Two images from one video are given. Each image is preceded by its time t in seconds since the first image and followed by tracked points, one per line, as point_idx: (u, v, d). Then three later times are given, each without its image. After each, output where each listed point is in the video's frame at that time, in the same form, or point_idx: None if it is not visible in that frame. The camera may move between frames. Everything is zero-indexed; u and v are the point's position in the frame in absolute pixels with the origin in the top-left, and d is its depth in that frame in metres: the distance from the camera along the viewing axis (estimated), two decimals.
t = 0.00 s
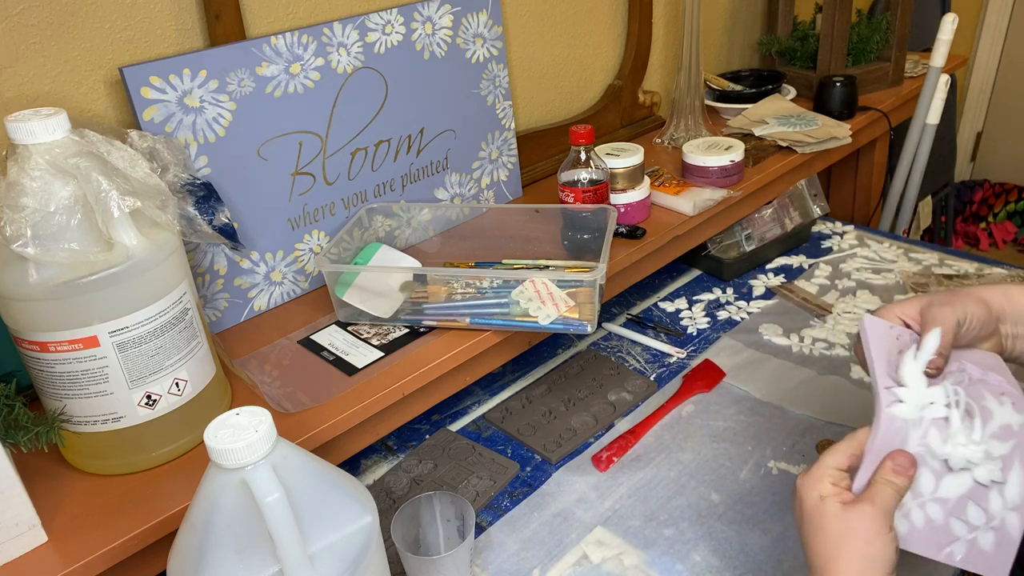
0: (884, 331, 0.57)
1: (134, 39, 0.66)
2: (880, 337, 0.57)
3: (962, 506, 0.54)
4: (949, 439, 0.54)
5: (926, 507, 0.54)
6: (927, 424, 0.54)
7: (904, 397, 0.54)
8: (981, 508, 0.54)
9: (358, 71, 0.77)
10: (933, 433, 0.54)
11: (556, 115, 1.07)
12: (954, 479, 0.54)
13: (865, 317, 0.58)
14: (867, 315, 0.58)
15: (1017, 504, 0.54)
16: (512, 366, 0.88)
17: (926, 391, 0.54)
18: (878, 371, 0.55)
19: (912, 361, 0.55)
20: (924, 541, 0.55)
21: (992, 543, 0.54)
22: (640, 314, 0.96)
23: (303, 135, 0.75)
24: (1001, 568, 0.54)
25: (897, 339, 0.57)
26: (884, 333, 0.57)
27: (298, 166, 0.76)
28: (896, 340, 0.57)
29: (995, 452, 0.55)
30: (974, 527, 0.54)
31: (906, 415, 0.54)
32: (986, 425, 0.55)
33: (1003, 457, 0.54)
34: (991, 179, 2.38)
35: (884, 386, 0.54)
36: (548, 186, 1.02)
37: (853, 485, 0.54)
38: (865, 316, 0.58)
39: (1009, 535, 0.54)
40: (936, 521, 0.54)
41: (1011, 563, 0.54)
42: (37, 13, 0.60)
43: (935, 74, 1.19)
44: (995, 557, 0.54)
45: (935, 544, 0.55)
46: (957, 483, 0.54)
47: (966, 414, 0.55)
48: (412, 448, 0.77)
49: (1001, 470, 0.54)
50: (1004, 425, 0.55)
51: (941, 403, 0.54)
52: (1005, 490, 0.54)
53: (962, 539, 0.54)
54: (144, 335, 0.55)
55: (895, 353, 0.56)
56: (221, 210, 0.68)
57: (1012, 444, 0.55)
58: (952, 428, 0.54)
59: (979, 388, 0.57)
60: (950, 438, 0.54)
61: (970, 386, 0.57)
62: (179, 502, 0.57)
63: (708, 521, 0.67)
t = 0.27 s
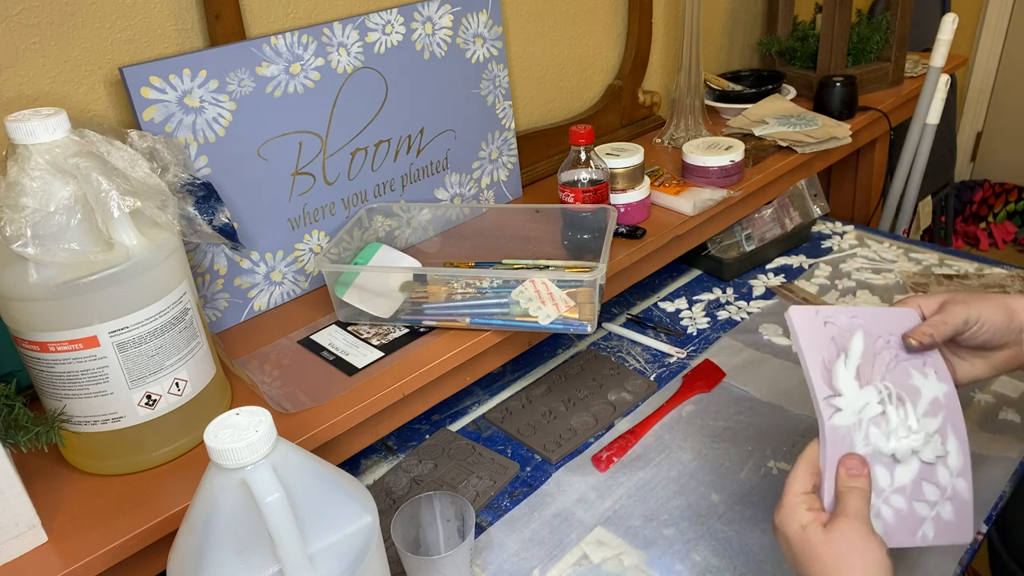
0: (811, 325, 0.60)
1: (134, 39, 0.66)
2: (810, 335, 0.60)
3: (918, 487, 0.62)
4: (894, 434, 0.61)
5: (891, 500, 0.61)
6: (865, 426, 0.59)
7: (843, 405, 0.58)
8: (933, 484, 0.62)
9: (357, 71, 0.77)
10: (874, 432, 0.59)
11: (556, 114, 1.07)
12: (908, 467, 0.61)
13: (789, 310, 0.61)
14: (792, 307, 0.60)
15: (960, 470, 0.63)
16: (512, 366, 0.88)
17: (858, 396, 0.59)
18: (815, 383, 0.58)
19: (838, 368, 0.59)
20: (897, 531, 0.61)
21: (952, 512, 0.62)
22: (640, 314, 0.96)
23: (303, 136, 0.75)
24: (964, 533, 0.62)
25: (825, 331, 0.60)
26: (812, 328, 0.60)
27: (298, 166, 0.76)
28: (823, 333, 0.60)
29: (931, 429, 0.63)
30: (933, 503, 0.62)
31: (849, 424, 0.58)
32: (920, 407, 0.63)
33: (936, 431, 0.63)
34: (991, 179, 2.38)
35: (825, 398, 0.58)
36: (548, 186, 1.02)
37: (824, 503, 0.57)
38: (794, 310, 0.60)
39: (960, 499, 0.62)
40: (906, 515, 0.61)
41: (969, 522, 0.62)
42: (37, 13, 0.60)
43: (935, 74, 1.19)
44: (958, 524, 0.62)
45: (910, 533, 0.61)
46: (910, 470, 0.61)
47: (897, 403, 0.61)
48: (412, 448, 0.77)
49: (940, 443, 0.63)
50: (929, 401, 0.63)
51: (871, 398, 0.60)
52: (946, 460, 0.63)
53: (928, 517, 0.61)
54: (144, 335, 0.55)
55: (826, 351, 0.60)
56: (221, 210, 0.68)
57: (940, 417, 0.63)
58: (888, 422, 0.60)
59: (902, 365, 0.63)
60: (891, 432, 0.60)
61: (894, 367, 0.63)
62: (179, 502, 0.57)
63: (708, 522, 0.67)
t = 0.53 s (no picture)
0: (751, 350, 0.60)
1: (134, 39, 0.66)
2: (755, 362, 0.59)
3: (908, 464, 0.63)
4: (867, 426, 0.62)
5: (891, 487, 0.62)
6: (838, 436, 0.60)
7: (811, 426, 0.59)
8: (919, 455, 0.64)
9: (358, 71, 0.77)
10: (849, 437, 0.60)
11: (556, 115, 1.07)
12: (891, 447, 0.63)
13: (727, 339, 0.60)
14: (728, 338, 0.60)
15: (932, 431, 0.65)
16: (512, 366, 0.88)
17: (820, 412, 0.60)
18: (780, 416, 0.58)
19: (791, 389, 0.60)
20: (913, 515, 0.61)
21: (943, 473, 0.64)
22: (640, 314, 0.96)
23: (303, 136, 0.75)
24: (960, 484, 0.65)
25: (767, 351, 0.60)
26: (756, 354, 0.60)
27: (298, 166, 0.76)
28: (767, 354, 0.60)
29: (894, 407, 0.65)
30: (926, 473, 0.63)
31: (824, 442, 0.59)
32: (877, 389, 0.64)
33: (899, 404, 0.65)
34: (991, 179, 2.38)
35: (793, 427, 0.58)
36: (548, 186, 1.02)
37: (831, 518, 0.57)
38: (730, 340, 0.59)
39: (946, 457, 0.65)
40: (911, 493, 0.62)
41: (960, 471, 0.65)
42: (37, 13, 0.60)
43: (935, 74, 1.19)
44: (951, 481, 0.64)
45: (919, 509, 0.62)
46: (893, 450, 0.63)
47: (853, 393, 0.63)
48: (412, 448, 0.77)
49: (908, 414, 0.65)
50: (880, 377, 0.65)
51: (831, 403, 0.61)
52: (919, 427, 0.65)
53: (928, 486, 0.63)
54: (144, 335, 0.55)
55: (773, 374, 0.60)
56: (221, 210, 0.68)
57: (897, 390, 0.65)
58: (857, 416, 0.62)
59: (846, 352, 0.65)
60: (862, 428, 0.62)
61: (840, 357, 0.64)
62: (179, 502, 0.57)
63: (708, 522, 0.67)
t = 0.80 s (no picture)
0: (764, 401, 0.56)
1: (134, 39, 0.66)
2: (767, 416, 0.55)
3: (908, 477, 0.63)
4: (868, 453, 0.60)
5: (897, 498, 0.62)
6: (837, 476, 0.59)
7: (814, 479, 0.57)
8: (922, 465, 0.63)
9: (358, 71, 0.77)
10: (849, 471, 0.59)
11: (556, 115, 1.07)
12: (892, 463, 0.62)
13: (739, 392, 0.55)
14: (740, 394, 0.55)
15: (940, 440, 0.63)
16: (512, 366, 0.88)
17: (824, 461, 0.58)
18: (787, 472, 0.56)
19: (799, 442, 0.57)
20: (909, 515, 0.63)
21: (944, 475, 0.64)
22: (640, 314, 0.96)
23: (303, 135, 0.75)
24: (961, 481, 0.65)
25: (780, 400, 0.56)
26: (768, 409, 0.55)
27: (298, 166, 0.76)
28: (779, 404, 0.56)
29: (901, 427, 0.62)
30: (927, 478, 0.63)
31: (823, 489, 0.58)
32: (888, 416, 0.61)
33: (908, 426, 0.62)
34: (991, 179, 2.38)
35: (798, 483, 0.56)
36: (548, 186, 1.02)
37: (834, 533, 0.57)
38: (742, 397, 0.55)
39: (950, 460, 0.64)
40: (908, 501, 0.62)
41: (961, 468, 0.65)
42: (37, 13, 0.60)
43: (935, 74, 1.19)
44: (951, 480, 0.64)
45: (917, 510, 0.63)
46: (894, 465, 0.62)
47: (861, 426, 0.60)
48: (412, 448, 0.77)
49: (915, 433, 0.63)
50: (893, 402, 0.62)
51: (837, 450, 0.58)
52: (925, 440, 0.63)
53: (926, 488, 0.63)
54: (144, 335, 0.55)
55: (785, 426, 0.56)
56: (221, 210, 0.68)
57: (908, 410, 0.62)
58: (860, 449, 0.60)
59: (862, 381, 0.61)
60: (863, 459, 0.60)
61: (857, 390, 0.60)
62: (179, 502, 0.57)
63: (708, 522, 0.67)
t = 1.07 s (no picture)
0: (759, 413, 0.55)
1: (134, 39, 0.66)
2: (760, 428, 0.55)
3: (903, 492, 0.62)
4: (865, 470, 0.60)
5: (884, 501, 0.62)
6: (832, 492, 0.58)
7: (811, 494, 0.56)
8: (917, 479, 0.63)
9: (358, 71, 0.77)
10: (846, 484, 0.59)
11: (556, 115, 1.07)
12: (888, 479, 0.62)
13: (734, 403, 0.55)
14: (734, 406, 0.55)
15: (937, 455, 0.63)
16: (512, 366, 0.88)
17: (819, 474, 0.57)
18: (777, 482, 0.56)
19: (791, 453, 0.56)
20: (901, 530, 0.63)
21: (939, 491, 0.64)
22: (640, 314, 0.96)
23: (303, 135, 0.75)
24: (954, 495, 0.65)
25: (775, 413, 0.56)
26: (762, 422, 0.55)
27: (298, 166, 0.76)
28: (774, 416, 0.56)
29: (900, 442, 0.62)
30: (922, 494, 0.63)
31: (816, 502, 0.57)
32: (887, 433, 0.61)
33: (906, 441, 0.62)
34: (991, 179, 2.38)
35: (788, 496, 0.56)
36: (548, 186, 1.02)
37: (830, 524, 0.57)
38: (738, 410, 0.55)
39: (945, 475, 0.64)
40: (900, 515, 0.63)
41: (955, 482, 0.65)
42: (37, 13, 0.60)
43: (935, 74, 1.19)
44: (946, 495, 0.64)
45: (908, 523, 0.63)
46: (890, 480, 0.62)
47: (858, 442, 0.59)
48: (412, 448, 0.77)
49: (912, 449, 0.62)
50: (893, 418, 0.61)
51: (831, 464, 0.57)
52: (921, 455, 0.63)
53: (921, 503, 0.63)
54: (144, 335, 0.55)
55: (777, 438, 0.56)
56: (221, 210, 0.68)
57: (907, 426, 0.62)
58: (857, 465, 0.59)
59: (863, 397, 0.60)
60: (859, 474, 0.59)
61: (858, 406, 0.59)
62: (179, 502, 0.57)
63: (708, 521, 0.67)
